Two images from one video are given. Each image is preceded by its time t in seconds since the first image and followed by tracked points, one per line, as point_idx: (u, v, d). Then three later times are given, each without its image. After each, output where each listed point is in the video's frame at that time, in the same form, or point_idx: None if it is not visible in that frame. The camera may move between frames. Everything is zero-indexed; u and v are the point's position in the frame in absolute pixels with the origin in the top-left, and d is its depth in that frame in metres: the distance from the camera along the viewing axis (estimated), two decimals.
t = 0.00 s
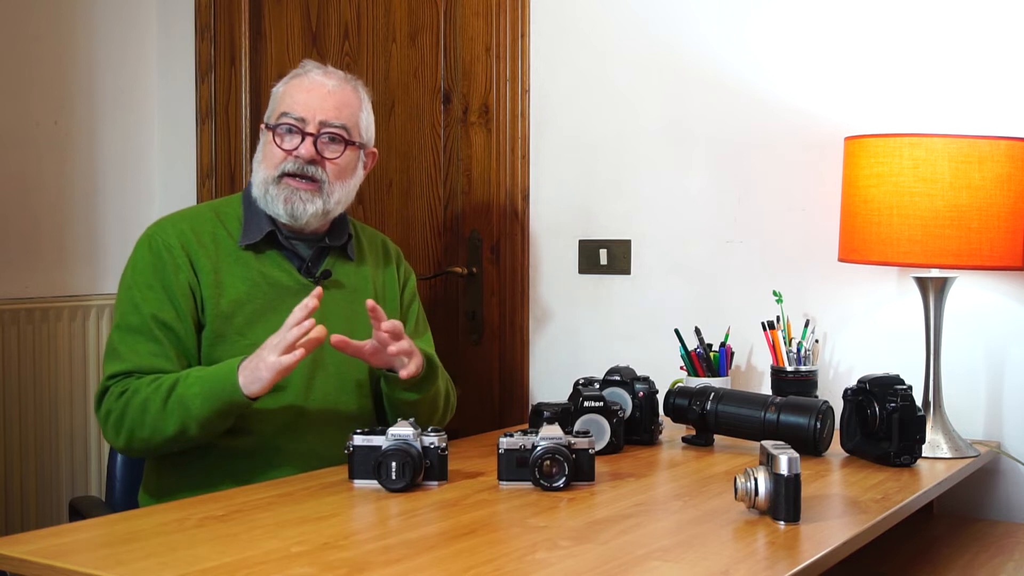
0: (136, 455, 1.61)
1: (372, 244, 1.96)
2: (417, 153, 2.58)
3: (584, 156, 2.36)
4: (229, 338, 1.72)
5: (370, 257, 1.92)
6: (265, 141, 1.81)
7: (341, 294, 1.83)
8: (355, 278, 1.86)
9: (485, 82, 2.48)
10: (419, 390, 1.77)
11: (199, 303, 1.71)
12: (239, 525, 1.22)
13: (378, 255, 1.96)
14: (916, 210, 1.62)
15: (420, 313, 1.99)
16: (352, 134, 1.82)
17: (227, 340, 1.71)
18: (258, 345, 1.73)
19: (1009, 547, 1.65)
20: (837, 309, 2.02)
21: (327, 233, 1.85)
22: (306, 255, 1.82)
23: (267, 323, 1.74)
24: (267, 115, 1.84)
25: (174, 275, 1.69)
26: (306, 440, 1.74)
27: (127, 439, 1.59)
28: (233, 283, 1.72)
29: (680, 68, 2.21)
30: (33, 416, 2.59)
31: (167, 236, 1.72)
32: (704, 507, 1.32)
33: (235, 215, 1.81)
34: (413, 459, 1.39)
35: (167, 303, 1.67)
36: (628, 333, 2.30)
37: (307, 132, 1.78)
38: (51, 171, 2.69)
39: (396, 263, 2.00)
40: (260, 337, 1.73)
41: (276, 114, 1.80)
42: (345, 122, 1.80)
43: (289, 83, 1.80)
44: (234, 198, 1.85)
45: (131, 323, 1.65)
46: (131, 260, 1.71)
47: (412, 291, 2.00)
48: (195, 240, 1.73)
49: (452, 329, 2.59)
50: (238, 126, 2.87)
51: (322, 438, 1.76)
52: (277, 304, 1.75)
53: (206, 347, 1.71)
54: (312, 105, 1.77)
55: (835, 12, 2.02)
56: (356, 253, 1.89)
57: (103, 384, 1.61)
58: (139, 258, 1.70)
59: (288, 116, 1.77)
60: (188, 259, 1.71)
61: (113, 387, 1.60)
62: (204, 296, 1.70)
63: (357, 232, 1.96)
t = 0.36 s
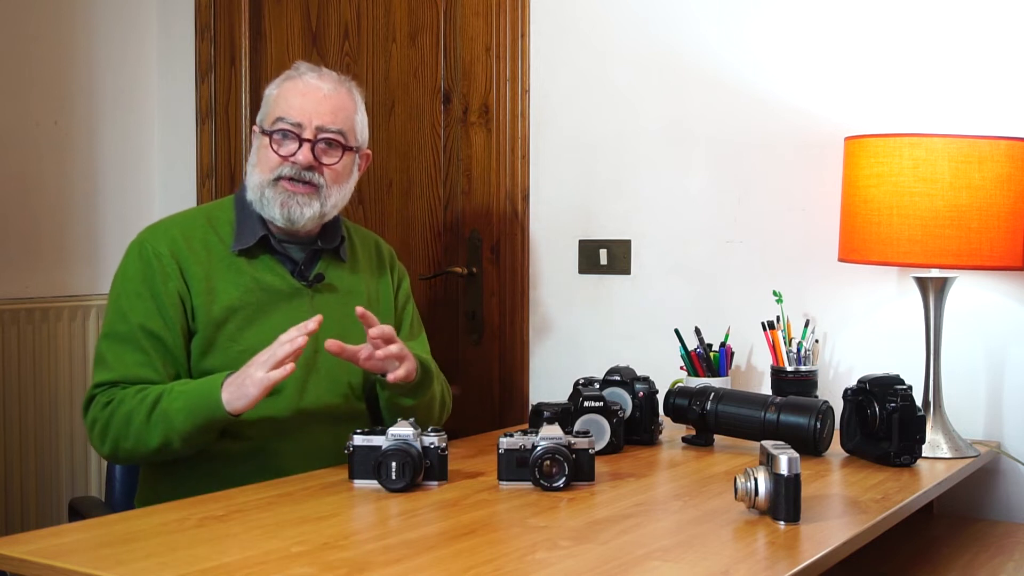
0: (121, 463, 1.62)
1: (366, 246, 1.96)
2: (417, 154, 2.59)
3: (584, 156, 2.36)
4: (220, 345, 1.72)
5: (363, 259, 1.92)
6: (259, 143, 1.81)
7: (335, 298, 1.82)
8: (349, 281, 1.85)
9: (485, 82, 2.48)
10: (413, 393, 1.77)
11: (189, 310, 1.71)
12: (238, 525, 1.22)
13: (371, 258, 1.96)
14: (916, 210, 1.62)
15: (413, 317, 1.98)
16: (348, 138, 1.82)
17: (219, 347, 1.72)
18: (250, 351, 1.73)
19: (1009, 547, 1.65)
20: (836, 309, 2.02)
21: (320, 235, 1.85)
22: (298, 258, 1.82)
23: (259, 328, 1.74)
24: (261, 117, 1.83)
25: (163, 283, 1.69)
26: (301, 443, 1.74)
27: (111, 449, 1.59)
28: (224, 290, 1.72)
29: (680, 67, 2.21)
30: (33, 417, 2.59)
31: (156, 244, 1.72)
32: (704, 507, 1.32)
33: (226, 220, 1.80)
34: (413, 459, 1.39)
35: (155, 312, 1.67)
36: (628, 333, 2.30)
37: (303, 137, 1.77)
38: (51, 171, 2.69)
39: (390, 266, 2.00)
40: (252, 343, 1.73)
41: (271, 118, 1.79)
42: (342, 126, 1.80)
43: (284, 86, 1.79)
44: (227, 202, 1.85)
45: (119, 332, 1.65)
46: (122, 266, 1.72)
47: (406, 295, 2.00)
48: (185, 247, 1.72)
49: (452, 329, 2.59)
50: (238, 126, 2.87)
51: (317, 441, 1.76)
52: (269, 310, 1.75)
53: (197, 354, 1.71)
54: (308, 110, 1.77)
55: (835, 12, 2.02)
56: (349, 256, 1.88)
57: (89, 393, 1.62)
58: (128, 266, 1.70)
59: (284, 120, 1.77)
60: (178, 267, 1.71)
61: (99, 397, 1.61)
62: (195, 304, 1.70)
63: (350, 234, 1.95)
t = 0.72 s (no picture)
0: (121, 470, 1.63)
1: (360, 246, 1.96)
2: (417, 154, 2.59)
3: (584, 156, 2.36)
4: (215, 351, 1.72)
5: (357, 258, 1.92)
6: (285, 156, 1.73)
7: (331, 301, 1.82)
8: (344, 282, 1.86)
9: (485, 82, 2.48)
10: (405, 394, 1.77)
11: (184, 316, 1.71)
12: (238, 525, 1.22)
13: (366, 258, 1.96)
14: (916, 210, 1.62)
15: (408, 316, 1.99)
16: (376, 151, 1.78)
17: (214, 353, 1.72)
18: (246, 355, 1.73)
19: (1010, 547, 1.65)
20: (836, 309, 2.02)
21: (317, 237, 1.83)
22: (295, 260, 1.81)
23: (255, 331, 1.74)
24: (283, 124, 1.73)
25: (159, 289, 1.68)
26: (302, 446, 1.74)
27: (113, 457, 1.60)
28: (219, 295, 1.72)
29: (680, 67, 2.21)
30: (33, 417, 2.59)
31: (151, 249, 1.71)
32: (704, 507, 1.32)
33: (219, 223, 1.80)
34: (413, 460, 1.39)
35: (151, 319, 1.67)
36: (628, 333, 2.30)
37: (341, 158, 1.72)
38: (51, 171, 2.69)
39: (385, 265, 2.00)
40: (249, 350, 1.73)
41: (306, 133, 1.71)
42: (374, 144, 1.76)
43: (319, 101, 1.71)
44: (219, 205, 1.84)
45: (116, 339, 1.65)
46: (115, 272, 1.71)
47: (400, 294, 2.01)
48: (181, 253, 1.72)
49: (452, 329, 2.59)
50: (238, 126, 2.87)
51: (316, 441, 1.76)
52: (263, 315, 1.75)
53: (192, 361, 1.72)
54: (348, 132, 1.71)
55: (835, 11, 2.02)
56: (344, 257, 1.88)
57: (88, 401, 1.62)
58: (123, 272, 1.70)
59: (321, 140, 1.70)
60: (173, 273, 1.71)
61: (98, 405, 1.61)
62: (190, 309, 1.70)
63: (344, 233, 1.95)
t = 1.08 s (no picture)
0: (137, 465, 1.61)
1: (354, 241, 1.96)
2: (417, 154, 2.60)
3: (584, 156, 2.36)
4: (222, 347, 1.72)
5: (354, 254, 1.92)
6: (283, 146, 1.73)
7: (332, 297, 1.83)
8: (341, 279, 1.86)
9: (485, 82, 2.48)
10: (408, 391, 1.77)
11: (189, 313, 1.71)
12: (239, 525, 1.21)
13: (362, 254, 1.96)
14: (916, 210, 1.62)
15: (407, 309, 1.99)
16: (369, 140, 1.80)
17: (219, 350, 1.72)
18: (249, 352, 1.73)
19: (1010, 547, 1.65)
20: (836, 309, 2.02)
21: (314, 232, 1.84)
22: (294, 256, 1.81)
23: (258, 327, 1.75)
24: (280, 114, 1.73)
25: (163, 286, 1.68)
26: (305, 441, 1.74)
27: (128, 450, 1.58)
28: (224, 291, 1.73)
29: (680, 67, 2.21)
30: (33, 417, 2.59)
31: (154, 248, 1.71)
32: (704, 507, 1.32)
33: (218, 221, 1.79)
34: (412, 459, 1.39)
35: (158, 315, 1.67)
36: (628, 333, 2.30)
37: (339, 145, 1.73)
38: (51, 170, 2.69)
39: (381, 260, 2.01)
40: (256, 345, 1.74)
41: (303, 121, 1.71)
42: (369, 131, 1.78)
43: (315, 88, 1.72)
44: (216, 203, 1.84)
45: (122, 337, 1.65)
46: (116, 272, 1.70)
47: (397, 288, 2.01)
48: (183, 251, 1.72)
49: (452, 329, 2.59)
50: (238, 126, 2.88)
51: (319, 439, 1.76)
52: (266, 309, 1.75)
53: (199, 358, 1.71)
54: (345, 119, 1.73)
55: (835, 12, 2.02)
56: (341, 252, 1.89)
57: (99, 398, 1.60)
58: (126, 271, 1.69)
59: (318, 127, 1.71)
60: (177, 270, 1.71)
61: (109, 401, 1.60)
62: (195, 306, 1.70)
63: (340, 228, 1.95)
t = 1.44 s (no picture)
0: (126, 473, 1.61)
1: (361, 245, 1.96)
2: (417, 154, 2.60)
3: (584, 156, 2.36)
4: (222, 352, 1.73)
5: (359, 257, 1.92)
6: (289, 153, 1.74)
7: (333, 301, 1.83)
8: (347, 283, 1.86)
9: (485, 82, 2.48)
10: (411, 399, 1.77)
11: (189, 316, 1.71)
12: (238, 525, 1.21)
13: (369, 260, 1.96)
14: (916, 210, 1.62)
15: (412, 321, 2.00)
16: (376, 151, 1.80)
17: (220, 354, 1.73)
18: (251, 356, 1.74)
19: (1010, 547, 1.65)
20: (836, 309, 2.02)
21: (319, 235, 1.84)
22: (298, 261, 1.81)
23: (260, 332, 1.75)
24: (288, 120, 1.74)
25: (162, 291, 1.68)
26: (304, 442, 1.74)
27: (118, 461, 1.58)
28: (226, 295, 1.73)
29: (680, 67, 2.21)
30: (33, 417, 2.59)
31: (154, 252, 1.71)
32: (704, 507, 1.32)
33: (222, 222, 1.79)
34: (413, 459, 1.39)
35: (156, 321, 1.67)
36: (628, 333, 2.30)
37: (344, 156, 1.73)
38: (51, 170, 2.69)
39: (387, 267, 2.00)
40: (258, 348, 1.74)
41: (310, 130, 1.72)
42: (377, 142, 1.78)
43: (324, 98, 1.71)
44: (218, 205, 1.84)
45: (120, 341, 1.64)
46: (117, 274, 1.70)
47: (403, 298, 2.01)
48: (184, 254, 1.72)
49: (452, 329, 2.59)
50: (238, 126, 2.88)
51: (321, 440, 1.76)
52: (269, 313, 1.75)
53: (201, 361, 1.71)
54: (352, 130, 1.72)
55: (835, 11, 2.02)
56: (347, 256, 1.89)
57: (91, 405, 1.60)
58: (127, 275, 1.69)
59: (325, 137, 1.71)
60: (177, 274, 1.70)
61: (101, 407, 1.59)
62: (197, 309, 1.70)
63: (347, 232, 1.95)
